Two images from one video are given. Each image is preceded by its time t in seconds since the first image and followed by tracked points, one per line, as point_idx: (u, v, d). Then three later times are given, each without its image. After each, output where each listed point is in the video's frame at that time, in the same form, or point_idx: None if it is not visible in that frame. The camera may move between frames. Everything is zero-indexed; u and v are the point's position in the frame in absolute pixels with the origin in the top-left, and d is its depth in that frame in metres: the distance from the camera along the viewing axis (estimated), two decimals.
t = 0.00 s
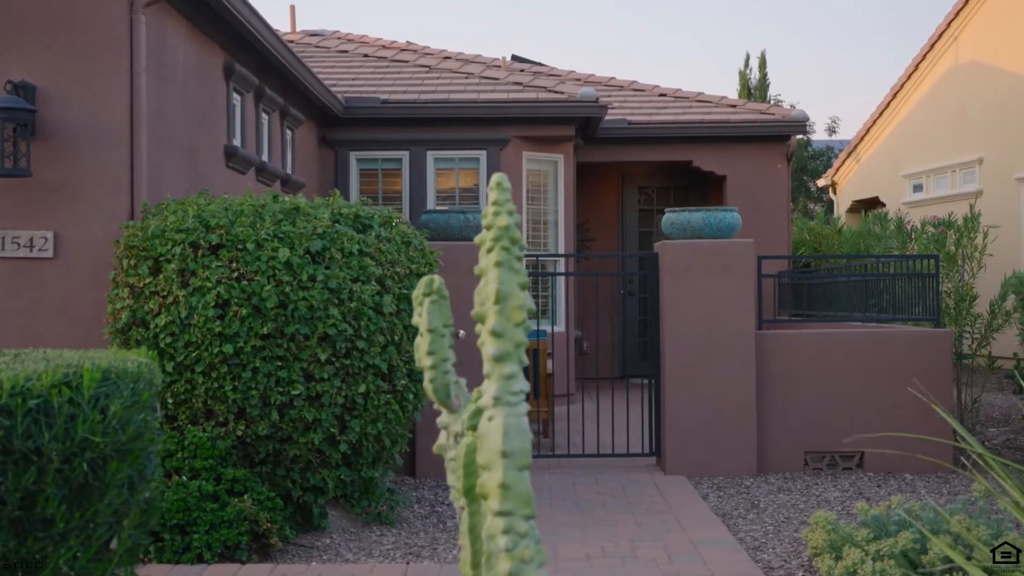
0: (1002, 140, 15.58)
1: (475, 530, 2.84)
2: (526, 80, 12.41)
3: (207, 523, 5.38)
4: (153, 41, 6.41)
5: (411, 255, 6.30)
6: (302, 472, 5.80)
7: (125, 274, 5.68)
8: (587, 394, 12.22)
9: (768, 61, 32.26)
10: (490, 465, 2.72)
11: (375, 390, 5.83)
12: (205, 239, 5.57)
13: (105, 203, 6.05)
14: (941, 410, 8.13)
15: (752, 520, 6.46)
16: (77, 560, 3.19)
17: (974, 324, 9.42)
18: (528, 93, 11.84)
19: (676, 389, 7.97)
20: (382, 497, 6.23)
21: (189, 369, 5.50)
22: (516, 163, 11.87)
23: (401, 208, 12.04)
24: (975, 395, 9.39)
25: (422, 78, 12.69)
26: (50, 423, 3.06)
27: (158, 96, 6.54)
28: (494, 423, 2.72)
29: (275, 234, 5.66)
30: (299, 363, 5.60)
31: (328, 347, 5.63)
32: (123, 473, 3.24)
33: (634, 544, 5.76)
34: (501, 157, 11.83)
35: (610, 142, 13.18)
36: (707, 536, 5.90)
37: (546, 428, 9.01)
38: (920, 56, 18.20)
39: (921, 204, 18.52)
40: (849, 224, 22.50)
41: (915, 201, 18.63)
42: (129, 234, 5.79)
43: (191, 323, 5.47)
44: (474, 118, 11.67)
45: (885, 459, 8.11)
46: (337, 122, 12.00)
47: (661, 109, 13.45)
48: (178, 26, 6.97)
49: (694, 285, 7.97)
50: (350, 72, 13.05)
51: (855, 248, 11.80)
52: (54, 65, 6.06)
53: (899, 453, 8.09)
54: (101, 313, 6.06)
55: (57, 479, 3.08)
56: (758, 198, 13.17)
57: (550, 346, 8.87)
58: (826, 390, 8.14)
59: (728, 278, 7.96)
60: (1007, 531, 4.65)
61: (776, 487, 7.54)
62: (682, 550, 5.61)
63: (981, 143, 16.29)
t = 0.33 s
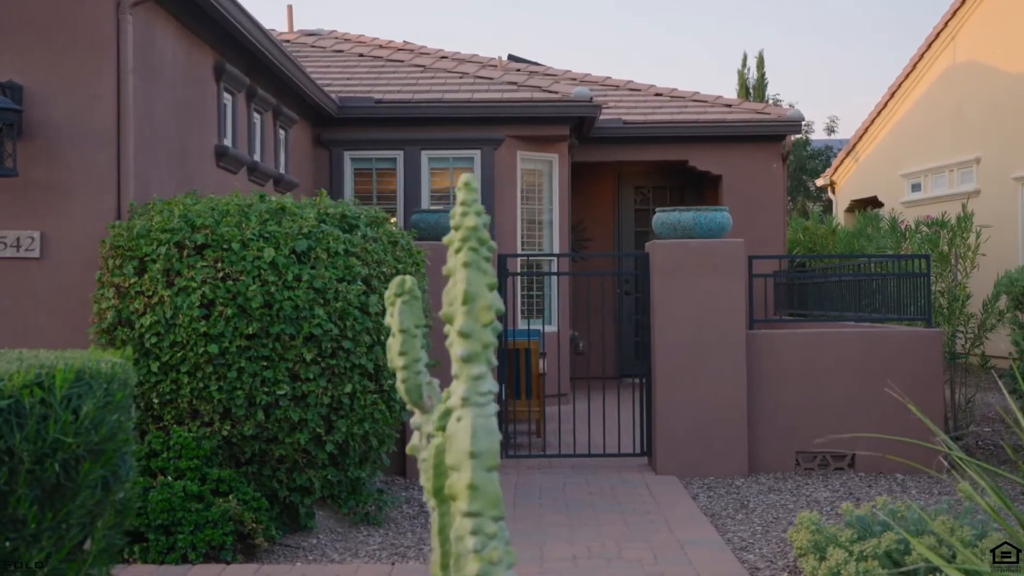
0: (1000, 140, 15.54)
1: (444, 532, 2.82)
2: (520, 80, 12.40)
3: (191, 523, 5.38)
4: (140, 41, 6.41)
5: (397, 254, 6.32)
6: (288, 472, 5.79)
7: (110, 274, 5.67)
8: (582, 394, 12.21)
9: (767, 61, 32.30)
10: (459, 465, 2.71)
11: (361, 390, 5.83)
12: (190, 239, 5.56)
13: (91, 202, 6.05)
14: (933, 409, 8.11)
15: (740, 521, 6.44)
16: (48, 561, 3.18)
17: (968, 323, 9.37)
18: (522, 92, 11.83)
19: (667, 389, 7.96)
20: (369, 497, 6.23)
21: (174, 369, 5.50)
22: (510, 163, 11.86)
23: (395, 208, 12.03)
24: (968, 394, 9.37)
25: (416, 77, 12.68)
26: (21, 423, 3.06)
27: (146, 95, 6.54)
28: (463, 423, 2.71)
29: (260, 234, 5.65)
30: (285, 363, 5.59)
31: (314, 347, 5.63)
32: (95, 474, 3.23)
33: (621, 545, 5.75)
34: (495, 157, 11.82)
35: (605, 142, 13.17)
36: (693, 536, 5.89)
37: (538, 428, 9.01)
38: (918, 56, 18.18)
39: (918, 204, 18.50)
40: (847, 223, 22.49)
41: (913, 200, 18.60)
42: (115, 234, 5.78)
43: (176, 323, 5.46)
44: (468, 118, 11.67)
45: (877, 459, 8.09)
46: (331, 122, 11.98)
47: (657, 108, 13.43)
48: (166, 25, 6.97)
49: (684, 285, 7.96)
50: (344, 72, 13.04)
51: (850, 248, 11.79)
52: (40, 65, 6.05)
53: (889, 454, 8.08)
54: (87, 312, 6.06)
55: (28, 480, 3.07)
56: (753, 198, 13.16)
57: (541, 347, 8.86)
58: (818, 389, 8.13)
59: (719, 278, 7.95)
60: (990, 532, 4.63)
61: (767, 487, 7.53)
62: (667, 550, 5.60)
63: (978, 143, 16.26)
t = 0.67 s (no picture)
0: (997, 140, 15.51)
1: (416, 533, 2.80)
2: (514, 79, 12.39)
3: (176, 523, 5.38)
4: (127, 40, 6.40)
5: (384, 254, 6.34)
6: (275, 472, 5.78)
7: (95, 273, 5.65)
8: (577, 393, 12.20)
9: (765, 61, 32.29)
10: (430, 467, 2.70)
11: (347, 390, 5.82)
12: (176, 239, 5.55)
13: (78, 203, 6.04)
14: (925, 409, 8.09)
15: (728, 521, 6.43)
16: (22, 562, 3.18)
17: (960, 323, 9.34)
18: (516, 92, 11.81)
19: (657, 389, 7.95)
20: (356, 498, 6.22)
21: (159, 369, 5.48)
22: (504, 163, 11.84)
23: (389, 208, 12.02)
24: (961, 394, 9.35)
25: (411, 77, 12.65)
26: None
27: (133, 94, 6.53)
28: (434, 424, 2.69)
29: (246, 234, 5.64)
30: (270, 363, 5.58)
31: (300, 347, 5.62)
32: (69, 475, 3.24)
33: (607, 545, 5.74)
34: (489, 157, 11.81)
35: (600, 141, 13.15)
36: (681, 537, 5.88)
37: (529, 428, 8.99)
38: (915, 56, 18.15)
39: (916, 204, 18.48)
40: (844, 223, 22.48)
41: (911, 199, 18.58)
42: (101, 234, 5.76)
43: (161, 323, 5.45)
44: (462, 118, 11.65)
45: (867, 459, 8.07)
46: (324, 122, 11.96)
47: (652, 108, 13.41)
48: (154, 24, 6.96)
49: (675, 285, 7.95)
50: (339, 72, 13.02)
51: (844, 247, 11.77)
52: (26, 65, 6.04)
53: (879, 454, 8.06)
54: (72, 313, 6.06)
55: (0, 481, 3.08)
56: (748, 197, 13.14)
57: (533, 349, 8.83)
58: (810, 389, 8.11)
59: (710, 278, 7.94)
60: (974, 533, 4.62)
61: (757, 487, 7.53)
62: (654, 551, 5.59)
63: (975, 143, 16.23)
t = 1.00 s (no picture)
0: (995, 140, 15.49)
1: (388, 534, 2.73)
2: (509, 79, 12.37)
3: (161, 523, 5.36)
4: (115, 39, 6.40)
5: (370, 254, 6.37)
6: (261, 472, 5.77)
7: (80, 274, 5.62)
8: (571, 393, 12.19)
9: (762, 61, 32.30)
10: (402, 468, 2.63)
11: (333, 390, 5.81)
12: (161, 238, 5.53)
13: (64, 201, 6.03)
14: (916, 410, 8.09)
15: (717, 522, 6.41)
16: None
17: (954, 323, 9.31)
18: (510, 91, 11.79)
19: (648, 389, 7.94)
20: (343, 498, 6.22)
21: (144, 369, 5.45)
22: (498, 163, 11.82)
23: (383, 208, 12.00)
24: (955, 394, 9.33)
25: (405, 77, 12.63)
26: None
27: (121, 91, 6.51)
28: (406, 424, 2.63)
29: (231, 233, 5.62)
30: (256, 363, 5.57)
31: (286, 347, 5.61)
32: (42, 475, 3.25)
33: (594, 546, 5.73)
34: (483, 156, 11.79)
35: (595, 141, 13.13)
36: (668, 537, 5.86)
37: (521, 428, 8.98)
38: (913, 55, 18.13)
39: (913, 204, 18.46)
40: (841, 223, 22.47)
41: (908, 199, 18.56)
42: (87, 233, 5.74)
43: (146, 323, 5.43)
44: (456, 117, 11.63)
45: (858, 460, 8.06)
46: (318, 121, 11.93)
47: (646, 107, 13.39)
48: (143, 22, 6.94)
49: (666, 285, 7.93)
50: (333, 72, 13.00)
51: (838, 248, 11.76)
52: (11, 63, 6.01)
53: (870, 454, 8.04)
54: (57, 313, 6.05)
55: None
56: (743, 197, 13.12)
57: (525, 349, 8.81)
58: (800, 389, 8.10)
59: (701, 278, 7.92)
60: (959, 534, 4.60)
61: (747, 487, 7.52)
62: (641, 552, 5.57)
63: (972, 142, 16.20)
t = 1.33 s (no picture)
0: (992, 141, 15.46)
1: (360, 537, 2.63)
2: (503, 78, 12.34)
3: (146, 524, 5.33)
4: (103, 38, 6.40)
5: (357, 254, 6.37)
6: (248, 473, 5.75)
7: (66, 274, 5.60)
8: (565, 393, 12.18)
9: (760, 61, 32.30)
10: (374, 468, 2.52)
11: (320, 390, 5.80)
12: (147, 238, 5.51)
13: (52, 201, 6.00)
14: (908, 411, 8.07)
15: (706, 522, 6.39)
16: None
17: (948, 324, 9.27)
18: (504, 91, 11.76)
19: (639, 390, 7.92)
20: (331, 498, 6.21)
21: (130, 369, 5.44)
22: (492, 163, 11.79)
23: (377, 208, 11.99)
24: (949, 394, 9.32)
25: (399, 76, 12.60)
26: None
27: (109, 91, 6.49)
28: (378, 425, 2.52)
29: (218, 233, 5.61)
30: (242, 363, 5.55)
31: (272, 347, 5.60)
32: (17, 475, 3.24)
33: (582, 547, 5.71)
34: (477, 156, 11.77)
35: (590, 141, 13.11)
36: (656, 538, 5.84)
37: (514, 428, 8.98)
38: (911, 55, 18.08)
39: (911, 204, 18.43)
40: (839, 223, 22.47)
41: (906, 200, 18.54)
42: (73, 233, 5.71)
43: (132, 323, 5.41)
44: (450, 117, 11.61)
45: (849, 461, 8.06)
46: (312, 121, 11.91)
47: (642, 107, 13.37)
48: (132, 22, 6.92)
49: (658, 285, 7.91)
50: (328, 72, 12.98)
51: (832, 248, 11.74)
52: None
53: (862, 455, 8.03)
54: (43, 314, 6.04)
55: None
56: (739, 197, 13.10)
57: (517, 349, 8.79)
58: (792, 390, 8.07)
59: (692, 278, 7.90)
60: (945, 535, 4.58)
61: (738, 488, 7.50)
62: (628, 553, 5.55)
63: (970, 143, 16.17)
